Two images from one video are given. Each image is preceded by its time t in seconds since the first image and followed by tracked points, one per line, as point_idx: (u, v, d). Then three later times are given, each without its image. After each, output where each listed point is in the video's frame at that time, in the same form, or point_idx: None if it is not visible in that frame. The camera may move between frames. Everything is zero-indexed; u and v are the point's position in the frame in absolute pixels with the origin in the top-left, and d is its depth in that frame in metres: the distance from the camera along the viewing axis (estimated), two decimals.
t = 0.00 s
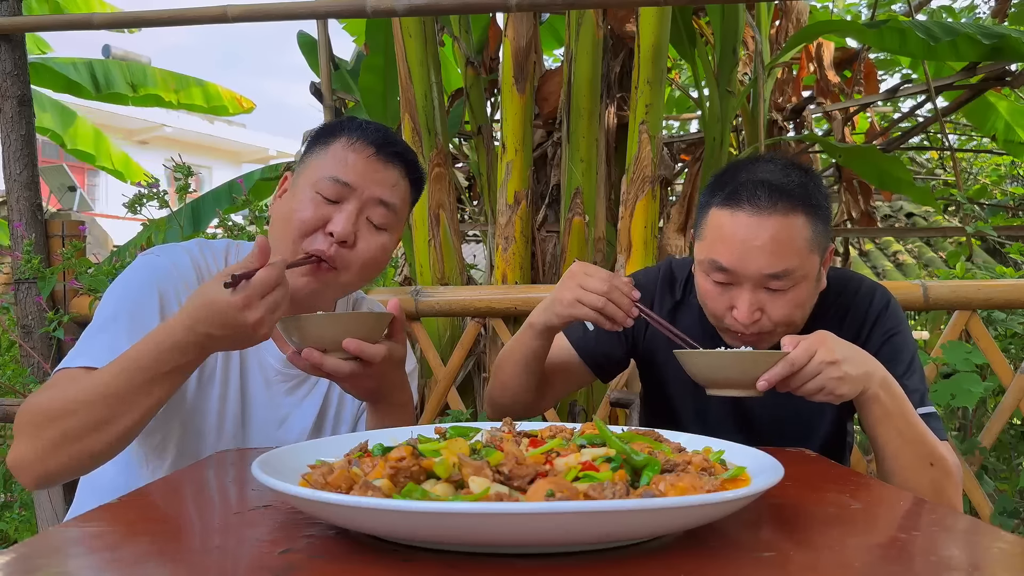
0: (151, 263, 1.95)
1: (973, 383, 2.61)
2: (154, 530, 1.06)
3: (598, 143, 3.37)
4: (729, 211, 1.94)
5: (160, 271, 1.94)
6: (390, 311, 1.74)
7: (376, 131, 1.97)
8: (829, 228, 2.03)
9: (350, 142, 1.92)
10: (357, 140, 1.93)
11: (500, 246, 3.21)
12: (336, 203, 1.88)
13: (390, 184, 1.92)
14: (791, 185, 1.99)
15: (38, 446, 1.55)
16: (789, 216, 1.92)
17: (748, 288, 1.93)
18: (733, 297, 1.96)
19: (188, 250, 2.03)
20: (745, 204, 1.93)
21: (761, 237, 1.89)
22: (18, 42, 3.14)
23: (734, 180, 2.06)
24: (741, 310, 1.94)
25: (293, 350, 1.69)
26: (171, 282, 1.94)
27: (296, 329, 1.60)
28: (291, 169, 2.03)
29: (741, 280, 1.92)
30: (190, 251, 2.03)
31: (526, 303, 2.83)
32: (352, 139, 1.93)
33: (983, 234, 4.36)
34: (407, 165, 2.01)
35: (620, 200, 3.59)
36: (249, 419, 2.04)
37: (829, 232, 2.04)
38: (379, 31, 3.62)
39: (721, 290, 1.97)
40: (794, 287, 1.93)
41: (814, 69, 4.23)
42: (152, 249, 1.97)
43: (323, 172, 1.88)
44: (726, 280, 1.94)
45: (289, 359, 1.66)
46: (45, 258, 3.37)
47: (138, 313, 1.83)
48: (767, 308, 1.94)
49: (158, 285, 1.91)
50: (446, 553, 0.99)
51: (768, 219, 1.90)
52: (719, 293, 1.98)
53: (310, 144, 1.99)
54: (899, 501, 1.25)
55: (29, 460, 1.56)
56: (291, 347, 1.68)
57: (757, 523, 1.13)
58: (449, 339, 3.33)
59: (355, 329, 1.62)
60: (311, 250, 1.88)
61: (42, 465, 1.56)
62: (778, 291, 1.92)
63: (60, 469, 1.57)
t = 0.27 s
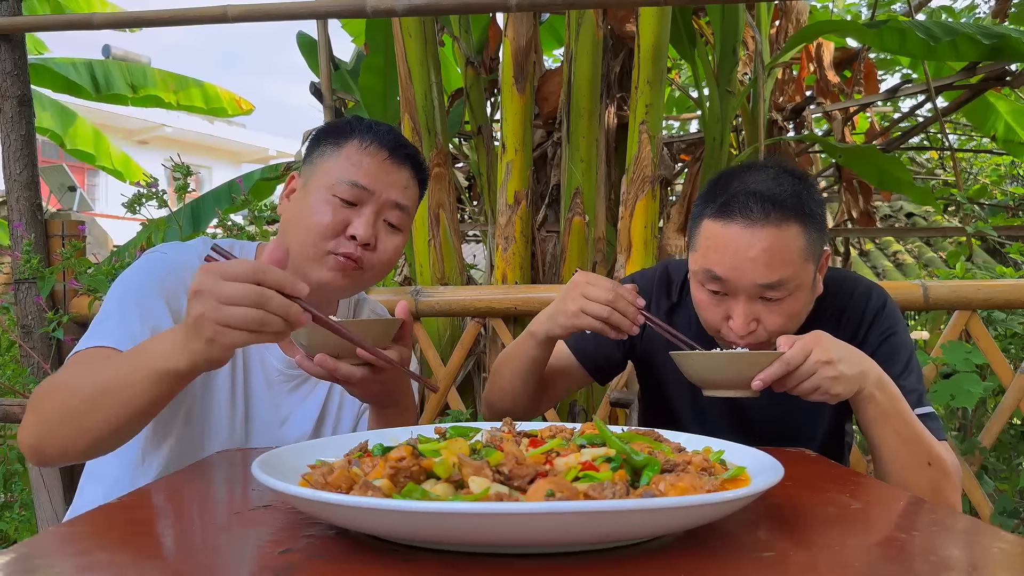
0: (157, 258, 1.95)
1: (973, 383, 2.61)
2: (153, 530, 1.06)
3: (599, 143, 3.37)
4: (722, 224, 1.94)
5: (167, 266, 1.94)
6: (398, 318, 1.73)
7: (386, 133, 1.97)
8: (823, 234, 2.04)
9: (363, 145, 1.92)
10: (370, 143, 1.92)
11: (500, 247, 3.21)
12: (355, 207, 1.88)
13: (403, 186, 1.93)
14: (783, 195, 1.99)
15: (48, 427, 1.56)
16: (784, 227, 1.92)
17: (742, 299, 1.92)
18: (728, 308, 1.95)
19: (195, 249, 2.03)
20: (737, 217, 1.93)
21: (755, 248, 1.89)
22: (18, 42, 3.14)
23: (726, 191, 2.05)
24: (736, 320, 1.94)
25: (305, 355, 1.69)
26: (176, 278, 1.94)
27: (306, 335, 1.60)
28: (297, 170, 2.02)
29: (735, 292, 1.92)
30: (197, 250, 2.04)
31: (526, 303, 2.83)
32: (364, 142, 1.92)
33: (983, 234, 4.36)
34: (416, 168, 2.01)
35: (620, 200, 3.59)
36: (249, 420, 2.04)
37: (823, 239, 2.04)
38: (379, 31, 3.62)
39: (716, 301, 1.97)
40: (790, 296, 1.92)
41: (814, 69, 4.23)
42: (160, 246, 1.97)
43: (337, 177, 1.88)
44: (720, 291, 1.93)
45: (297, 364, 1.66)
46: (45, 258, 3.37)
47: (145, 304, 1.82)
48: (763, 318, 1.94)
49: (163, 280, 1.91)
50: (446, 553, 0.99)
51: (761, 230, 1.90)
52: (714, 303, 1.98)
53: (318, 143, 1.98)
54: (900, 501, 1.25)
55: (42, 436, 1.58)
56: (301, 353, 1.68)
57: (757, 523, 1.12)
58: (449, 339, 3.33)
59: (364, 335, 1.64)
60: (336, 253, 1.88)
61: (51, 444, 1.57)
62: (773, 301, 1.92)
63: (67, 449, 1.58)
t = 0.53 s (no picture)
0: (163, 258, 1.94)
1: (974, 383, 2.60)
2: (153, 530, 1.06)
3: (598, 143, 3.37)
4: (727, 224, 1.94)
5: (174, 264, 1.93)
6: (403, 320, 1.72)
7: (388, 134, 1.97)
8: (826, 238, 2.04)
9: (365, 146, 1.92)
10: (372, 144, 1.92)
11: (500, 246, 3.21)
12: (358, 207, 1.88)
13: (405, 186, 1.93)
14: (788, 197, 1.99)
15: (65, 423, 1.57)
16: (786, 228, 1.91)
17: (745, 301, 1.92)
18: (731, 309, 1.95)
19: (200, 248, 2.03)
20: (742, 217, 1.93)
21: (758, 249, 1.88)
22: (18, 42, 3.14)
23: (730, 192, 2.05)
24: (738, 321, 1.94)
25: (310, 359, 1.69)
26: (183, 275, 1.93)
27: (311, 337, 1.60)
28: (298, 171, 2.02)
29: (737, 292, 1.92)
30: (202, 249, 2.04)
31: (526, 303, 2.83)
32: (366, 142, 1.92)
33: (983, 234, 4.36)
34: (417, 169, 2.01)
35: (620, 200, 3.59)
36: (251, 420, 2.04)
37: (826, 243, 2.05)
38: (379, 31, 3.63)
39: (720, 301, 1.96)
40: (792, 299, 1.92)
41: (814, 69, 4.23)
42: (165, 245, 1.97)
43: (340, 177, 1.88)
44: (723, 291, 1.93)
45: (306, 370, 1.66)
46: (45, 257, 3.37)
47: (156, 299, 1.82)
48: (764, 319, 1.93)
49: (171, 277, 1.90)
50: (446, 553, 0.99)
51: (765, 231, 1.89)
52: (717, 304, 1.98)
53: (318, 143, 1.98)
54: (900, 500, 1.25)
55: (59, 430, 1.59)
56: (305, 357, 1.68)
57: (757, 523, 1.12)
58: (448, 339, 3.33)
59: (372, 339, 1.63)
60: (338, 255, 1.88)
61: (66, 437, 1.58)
62: (775, 302, 1.91)
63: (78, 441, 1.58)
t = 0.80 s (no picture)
0: (163, 259, 1.93)
1: (973, 383, 2.61)
2: (153, 530, 1.06)
3: (598, 143, 3.37)
4: (748, 215, 1.94)
5: (174, 264, 1.92)
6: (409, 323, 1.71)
7: (389, 133, 1.97)
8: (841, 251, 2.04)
9: (365, 144, 1.92)
10: (372, 143, 1.92)
11: (500, 246, 3.21)
12: (359, 206, 1.88)
13: (405, 184, 1.93)
14: (813, 199, 1.99)
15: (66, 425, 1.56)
16: (803, 227, 1.92)
17: (752, 295, 1.92)
18: (734, 301, 1.94)
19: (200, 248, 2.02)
20: (765, 210, 1.93)
21: (776, 245, 1.88)
22: (18, 42, 3.14)
23: (755, 185, 2.05)
24: (739, 314, 1.93)
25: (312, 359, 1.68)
26: (182, 276, 1.92)
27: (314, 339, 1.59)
28: (297, 171, 2.02)
29: (745, 285, 1.91)
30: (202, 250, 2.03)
31: (526, 303, 2.83)
32: (367, 141, 1.92)
33: (983, 234, 4.36)
34: (417, 169, 2.02)
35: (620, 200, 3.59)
36: (251, 420, 2.04)
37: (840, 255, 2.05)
38: (379, 31, 3.63)
39: (724, 292, 1.95)
40: (798, 301, 1.92)
41: (814, 69, 4.23)
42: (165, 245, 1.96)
43: (339, 176, 1.88)
44: (731, 282, 1.93)
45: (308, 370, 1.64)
46: (45, 257, 3.37)
47: (158, 301, 1.82)
48: (765, 316, 1.93)
49: (171, 278, 1.89)
50: (446, 553, 0.99)
51: (784, 229, 1.89)
52: (721, 294, 1.97)
53: (318, 142, 1.98)
54: (900, 500, 1.25)
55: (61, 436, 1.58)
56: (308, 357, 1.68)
57: (758, 523, 1.12)
58: (448, 339, 3.33)
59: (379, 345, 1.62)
60: (341, 254, 1.88)
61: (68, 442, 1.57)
62: (780, 301, 1.91)
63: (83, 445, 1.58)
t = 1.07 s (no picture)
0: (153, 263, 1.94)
1: (974, 383, 2.61)
2: (153, 530, 1.06)
3: (598, 143, 3.36)
4: (737, 226, 1.93)
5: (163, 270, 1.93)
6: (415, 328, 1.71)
7: (387, 131, 1.97)
8: (836, 251, 2.03)
9: (364, 143, 1.92)
10: (370, 141, 1.92)
11: (500, 246, 3.21)
12: (357, 203, 1.88)
13: (404, 182, 1.93)
14: (801, 204, 1.98)
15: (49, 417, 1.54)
16: (795, 237, 1.91)
17: (746, 304, 1.92)
18: (730, 311, 1.95)
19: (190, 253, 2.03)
20: (754, 221, 1.92)
21: (767, 255, 1.88)
22: (18, 42, 3.14)
23: (744, 195, 2.04)
24: (736, 323, 1.94)
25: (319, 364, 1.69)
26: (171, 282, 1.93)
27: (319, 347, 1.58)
28: (297, 171, 2.02)
29: (739, 295, 1.91)
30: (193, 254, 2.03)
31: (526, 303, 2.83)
32: (365, 140, 1.92)
33: (983, 234, 4.36)
34: (416, 167, 2.02)
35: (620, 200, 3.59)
36: (248, 420, 2.04)
37: (835, 255, 2.04)
38: (379, 31, 3.63)
39: (719, 303, 1.96)
40: (793, 307, 1.92)
41: (814, 69, 4.23)
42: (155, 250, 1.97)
43: (339, 174, 1.88)
44: (725, 293, 1.93)
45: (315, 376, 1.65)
46: (45, 257, 3.37)
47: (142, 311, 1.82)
48: (762, 324, 1.93)
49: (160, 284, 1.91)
50: (446, 553, 0.99)
51: (774, 238, 1.89)
52: (716, 305, 1.97)
53: (318, 142, 1.98)
54: (900, 501, 1.25)
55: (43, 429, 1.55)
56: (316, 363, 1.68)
57: (758, 523, 1.12)
58: (449, 339, 3.33)
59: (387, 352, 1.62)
60: (337, 251, 1.87)
61: (54, 437, 1.55)
62: (776, 309, 1.91)
63: (74, 437, 1.56)
